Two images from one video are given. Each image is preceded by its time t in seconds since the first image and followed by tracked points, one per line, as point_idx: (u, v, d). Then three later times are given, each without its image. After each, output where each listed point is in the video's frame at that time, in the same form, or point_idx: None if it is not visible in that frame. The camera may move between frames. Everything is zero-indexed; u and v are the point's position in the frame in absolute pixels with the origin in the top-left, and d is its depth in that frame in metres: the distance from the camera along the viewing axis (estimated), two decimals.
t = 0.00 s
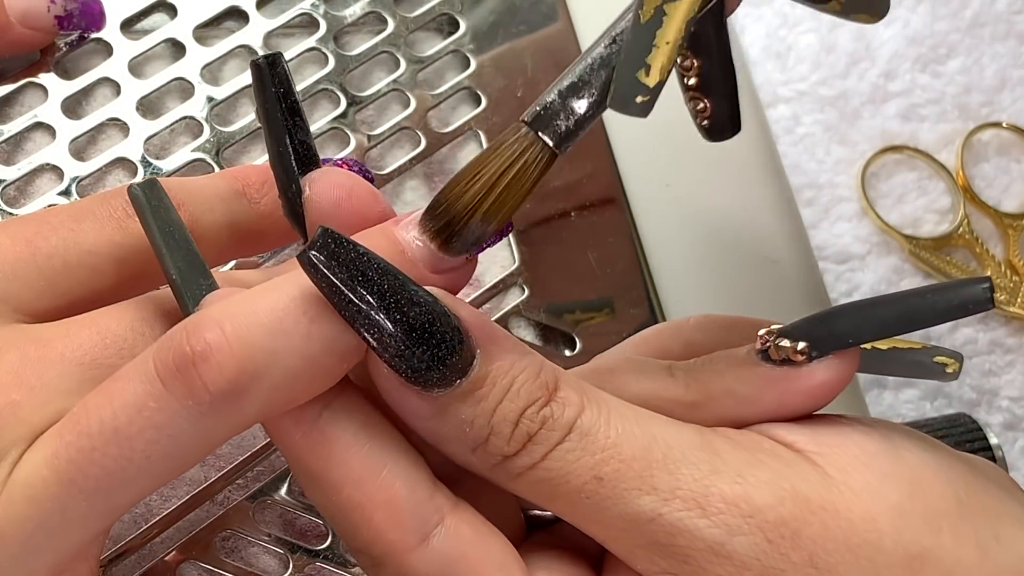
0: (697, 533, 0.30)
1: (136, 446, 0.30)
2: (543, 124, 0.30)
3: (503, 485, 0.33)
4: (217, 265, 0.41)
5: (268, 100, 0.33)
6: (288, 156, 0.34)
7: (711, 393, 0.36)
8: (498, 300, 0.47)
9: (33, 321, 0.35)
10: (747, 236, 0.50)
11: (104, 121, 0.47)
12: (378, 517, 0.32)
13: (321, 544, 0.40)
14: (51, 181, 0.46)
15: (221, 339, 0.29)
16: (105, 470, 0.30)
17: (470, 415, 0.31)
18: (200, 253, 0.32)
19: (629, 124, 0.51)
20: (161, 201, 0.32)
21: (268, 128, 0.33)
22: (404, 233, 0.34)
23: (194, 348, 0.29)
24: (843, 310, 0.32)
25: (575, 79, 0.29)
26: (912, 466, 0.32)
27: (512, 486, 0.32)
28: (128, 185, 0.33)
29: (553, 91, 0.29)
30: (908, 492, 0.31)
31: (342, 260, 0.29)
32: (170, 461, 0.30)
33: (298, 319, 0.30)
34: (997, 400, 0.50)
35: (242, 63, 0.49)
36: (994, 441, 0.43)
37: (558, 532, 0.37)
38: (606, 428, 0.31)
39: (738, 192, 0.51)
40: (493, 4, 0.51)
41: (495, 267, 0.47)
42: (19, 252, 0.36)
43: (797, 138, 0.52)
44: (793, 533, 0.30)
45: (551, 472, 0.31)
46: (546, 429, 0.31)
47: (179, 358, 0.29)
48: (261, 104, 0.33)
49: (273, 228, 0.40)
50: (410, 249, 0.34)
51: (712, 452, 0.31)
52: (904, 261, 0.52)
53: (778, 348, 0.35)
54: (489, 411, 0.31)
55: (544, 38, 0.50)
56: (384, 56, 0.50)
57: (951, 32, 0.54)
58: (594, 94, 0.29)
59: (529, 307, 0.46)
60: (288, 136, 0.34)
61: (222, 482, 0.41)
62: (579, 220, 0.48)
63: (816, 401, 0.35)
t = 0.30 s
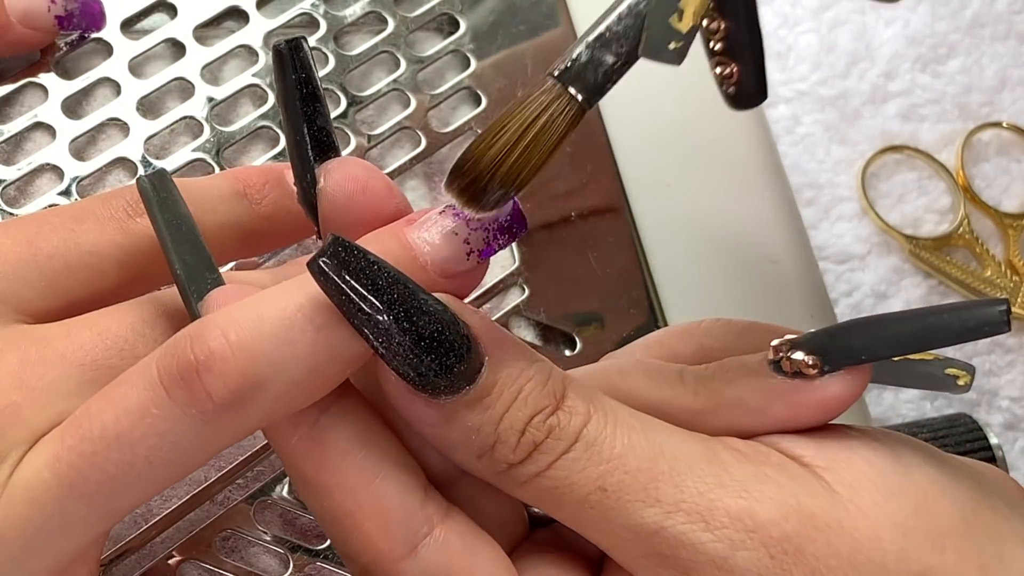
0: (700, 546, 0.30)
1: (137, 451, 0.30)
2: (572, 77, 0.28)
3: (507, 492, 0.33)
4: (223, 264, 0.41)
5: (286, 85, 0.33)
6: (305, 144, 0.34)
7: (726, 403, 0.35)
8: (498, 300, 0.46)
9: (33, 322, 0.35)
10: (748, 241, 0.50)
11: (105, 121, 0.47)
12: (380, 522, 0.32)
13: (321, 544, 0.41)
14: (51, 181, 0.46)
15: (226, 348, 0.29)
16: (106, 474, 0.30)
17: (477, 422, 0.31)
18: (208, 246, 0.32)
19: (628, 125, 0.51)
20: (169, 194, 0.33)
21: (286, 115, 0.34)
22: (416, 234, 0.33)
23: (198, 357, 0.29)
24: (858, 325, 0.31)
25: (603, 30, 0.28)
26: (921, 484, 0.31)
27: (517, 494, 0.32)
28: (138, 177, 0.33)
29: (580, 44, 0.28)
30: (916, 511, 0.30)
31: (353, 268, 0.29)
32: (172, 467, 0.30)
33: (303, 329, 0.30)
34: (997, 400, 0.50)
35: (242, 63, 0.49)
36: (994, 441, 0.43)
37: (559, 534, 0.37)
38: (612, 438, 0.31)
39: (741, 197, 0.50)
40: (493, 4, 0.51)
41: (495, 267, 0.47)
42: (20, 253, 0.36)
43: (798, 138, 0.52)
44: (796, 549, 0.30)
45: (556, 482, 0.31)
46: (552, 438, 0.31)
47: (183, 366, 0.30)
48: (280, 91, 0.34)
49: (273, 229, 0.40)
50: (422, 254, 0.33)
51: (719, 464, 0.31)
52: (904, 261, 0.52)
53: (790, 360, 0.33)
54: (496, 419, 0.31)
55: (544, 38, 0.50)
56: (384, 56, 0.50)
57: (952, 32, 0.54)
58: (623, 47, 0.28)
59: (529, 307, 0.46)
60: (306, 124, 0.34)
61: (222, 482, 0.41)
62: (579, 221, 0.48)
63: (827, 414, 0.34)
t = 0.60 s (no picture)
0: (699, 553, 0.30)
1: (136, 457, 0.30)
2: (603, 92, 0.32)
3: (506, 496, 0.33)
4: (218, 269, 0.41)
5: (287, 89, 0.33)
6: (305, 148, 0.34)
7: (724, 406, 0.35)
8: (498, 300, 0.46)
9: (32, 325, 0.35)
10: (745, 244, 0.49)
11: (104, 122, 0.47)
12: (379, 527, 0.32)
13: (321, 544, 0.41)
14: (51, 182, 0.46)
15: (225, 354, 0.29)
16: (105, 480, 0.30)
17: (477, 427, 0.31)
18: (206, 251, 0.32)
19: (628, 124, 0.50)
20: (167, 198, 0.32)
21: (286, 119, 0.33)
22: (416, 238, 0.33)
23: (197, 363, 0.29)
24: (859, 332, 0.31)
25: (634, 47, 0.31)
26: (920, 490, 0.31)
27: (516, 499, 0.32)
28: (135, 181, 0.33)
29: (612, 60, 0.32)
30: (916, 518, 0.30)
31: (353, 275, 0.28)
32: (171, 472, 0.30)
33: (304, 335, 0.30)
34: (997, 400, 0.51)
35: (242, 64, 0.49)
36: (994, 441, 0.44)
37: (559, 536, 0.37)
38: (612, 444, 0.31)
39: (742, 200, 0.50)
40: (493, 3, 0.51)
41: (496, 267, 0.47)
42: (20, 255, 0.36)
43: (798, 138, 0.52)
44: (796, 556, 0.29)
45: (556, 487, 0.31)
46: (552, 444, 0.31)
47: (182, 371, 0.29)
48: (281, 94, 0.33)
49: (273, 232, 0.40)
50: (422, 259, 0.33)
51: (719, 471, 0.31)
52: (904, 261, 0.52)
53: (791, 367, 0.33)
54: (496, 425, 0.31)
55: (544, 37, 0.50)
56: (384, 56, 0.50)
57: (952, 32, 0.54)
58: (654, 58, 0.31)
59: (529, 307, 0.46)
60: (306, 128, 0.34)
61: (221, 483, 0.41)
62: (579, 221, 0.47)
63: (827, 421, 0.33)
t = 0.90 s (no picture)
0: (699, 557, 0.30)
1: (134, 462, 0.30)
2: None
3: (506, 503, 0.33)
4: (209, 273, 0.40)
5: (291, 97, 0.33)
6: (308, 157, 0.34)
7: (718, 409, 0.35)
8: (498, 300, 0.46)
9: (32, 327, 0.35)
10: (747, 244, 0.49)
11: (104, 122, 0.47)
12: (380, 531, 0.32)
13: (321, 544, 0.41)
14: (51, 182, 0.46)
15: (224, 361, 0.29)
16: (103, 484, 0.30)
17: (479, 435, 0.31)
18: (202, 258, 0.32)
19: (629, 123, 0.50)
20: (163, 205, 0.32)
21: (289, 127, 0.33)
22: (420, 247, 0.33)
23: (196, 370, 0.29)
24: (859, 334, 0.30)
25: None
26: (918, 495, 0.32)
27: (516, 506, 0.32)
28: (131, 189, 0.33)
29: None
30: (912, 524, 0.31)
31: (365, 281, 0.28)
32: (170, 477, 0.30)
33: (303, 341, 0.30)
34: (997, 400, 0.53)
35: (242, 63, 0.49)
36: (994, 442, 0.44)
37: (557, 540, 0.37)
38: (611, 449, 0.31)
39: (748, 201, 0.49)
40: (493, 4, 0.51)
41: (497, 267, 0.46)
42: (19, 257, 0.36)
43: (798, 137, 0.57)
44: (795, 561, 0.30)
45: (556, 494, 0.31)
46: (552, 450, 0.31)
47: (180, 379, 0.30)
48: (283, 101, 0.33)
49: (272, 234, 0.40)
50: (425, 267, 0.33)
51: (717, 476, 0.31)
52: (904, 261, 0.55)
53: (791, 369, 0.33)
54: (497, 432, 0.31)
55: (545, 38, 0.51)
56: (383, 56, 0.50)
57: (952, 32, 0.58)
58: None
59: (529, 307, 0.46)
60: (310, 136, 0.33)
61: (222, 483, 0.41)
62: (579, 220, 0.48)
63: (825, 425, 0.33)
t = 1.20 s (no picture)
0: (703, 562, 0.30)
1: (136, 465, 0.30)
2: None
3: (507, 507, 0.33)
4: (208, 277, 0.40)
5: (289, 104, 0.32)
6: (306, 162, 0.33)
7: (720, 411, 0.35)
8: (498, 300, 0.46)
9: (33, 329, 0.35)
10: (748, 245, 0.49)
11: (104, 122, 0.47)
12: (382, 534, 0.32)
13: (320, 544, 0.41)
14: (51, 182, 0.46)
15: (226, 364, 0.29)
16: (104, 488, 0.30)
17: (482, 437, 0.31)
18: (201, 264, 0.32)
19: (629, 124, 0.50)
20: (161, 211, 0.33)
21: (287, 133, 0.33)
22: (423, 253, 0.33)
23: (198, 373, 0.29)
24: (864, 338, 0.31)
25: None
26: (919, 500, 0.32)
27: (516, 509, 0.32)
28: (130, 196, 0.33)
29: None
30: (914, 528, 0.31)
31: (373, 280, 0.28)
32: (172, 481, 0.30)
33: (306, 345, 0.30)
34: (997, 400, 0.53)
35: (242, 64, 0.49)
36: (994, 441, 0.43)
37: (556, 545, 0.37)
38: (614, 453, 0.31)
39: (750, 203, 0.49)
40: (493, 4, 0.51)
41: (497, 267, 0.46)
42: (20, 259, 0.36)
43: (798, 137, 0.57)
44: (797, 566, 0.30)
45: (558, 497, 0.31)
46: (555, 454, 0.31)
47: (183, 382, 0.30)
48: (280, 108, 0.32)
49: (273, 236, 0.40)
50: (428, 272, 0.33)
51: (719, 483, 0.31)
52: (903, 261, 0.55)
53: (793, 374, 0.33)
54: (500, 435, 0.31)
55: (545, 38, 0.51)
56: (383, 56, 0.50)
57: (951, 32, 0.59)
58: None
59: (529, 307, 0.46)
60: (307, 141, 0.33)
61: (222, 483, 0.41)
62: (579, 220, 0.48)
63: (828, 428, 0.34)
